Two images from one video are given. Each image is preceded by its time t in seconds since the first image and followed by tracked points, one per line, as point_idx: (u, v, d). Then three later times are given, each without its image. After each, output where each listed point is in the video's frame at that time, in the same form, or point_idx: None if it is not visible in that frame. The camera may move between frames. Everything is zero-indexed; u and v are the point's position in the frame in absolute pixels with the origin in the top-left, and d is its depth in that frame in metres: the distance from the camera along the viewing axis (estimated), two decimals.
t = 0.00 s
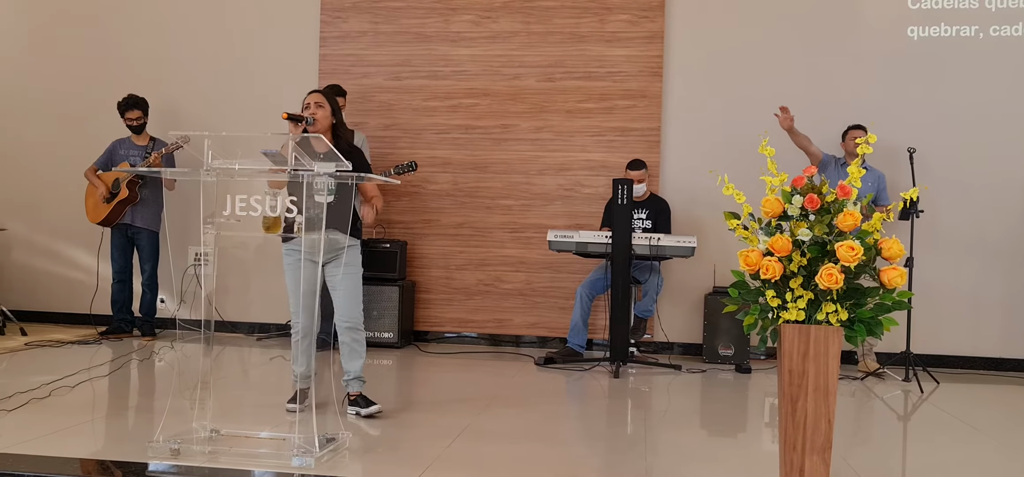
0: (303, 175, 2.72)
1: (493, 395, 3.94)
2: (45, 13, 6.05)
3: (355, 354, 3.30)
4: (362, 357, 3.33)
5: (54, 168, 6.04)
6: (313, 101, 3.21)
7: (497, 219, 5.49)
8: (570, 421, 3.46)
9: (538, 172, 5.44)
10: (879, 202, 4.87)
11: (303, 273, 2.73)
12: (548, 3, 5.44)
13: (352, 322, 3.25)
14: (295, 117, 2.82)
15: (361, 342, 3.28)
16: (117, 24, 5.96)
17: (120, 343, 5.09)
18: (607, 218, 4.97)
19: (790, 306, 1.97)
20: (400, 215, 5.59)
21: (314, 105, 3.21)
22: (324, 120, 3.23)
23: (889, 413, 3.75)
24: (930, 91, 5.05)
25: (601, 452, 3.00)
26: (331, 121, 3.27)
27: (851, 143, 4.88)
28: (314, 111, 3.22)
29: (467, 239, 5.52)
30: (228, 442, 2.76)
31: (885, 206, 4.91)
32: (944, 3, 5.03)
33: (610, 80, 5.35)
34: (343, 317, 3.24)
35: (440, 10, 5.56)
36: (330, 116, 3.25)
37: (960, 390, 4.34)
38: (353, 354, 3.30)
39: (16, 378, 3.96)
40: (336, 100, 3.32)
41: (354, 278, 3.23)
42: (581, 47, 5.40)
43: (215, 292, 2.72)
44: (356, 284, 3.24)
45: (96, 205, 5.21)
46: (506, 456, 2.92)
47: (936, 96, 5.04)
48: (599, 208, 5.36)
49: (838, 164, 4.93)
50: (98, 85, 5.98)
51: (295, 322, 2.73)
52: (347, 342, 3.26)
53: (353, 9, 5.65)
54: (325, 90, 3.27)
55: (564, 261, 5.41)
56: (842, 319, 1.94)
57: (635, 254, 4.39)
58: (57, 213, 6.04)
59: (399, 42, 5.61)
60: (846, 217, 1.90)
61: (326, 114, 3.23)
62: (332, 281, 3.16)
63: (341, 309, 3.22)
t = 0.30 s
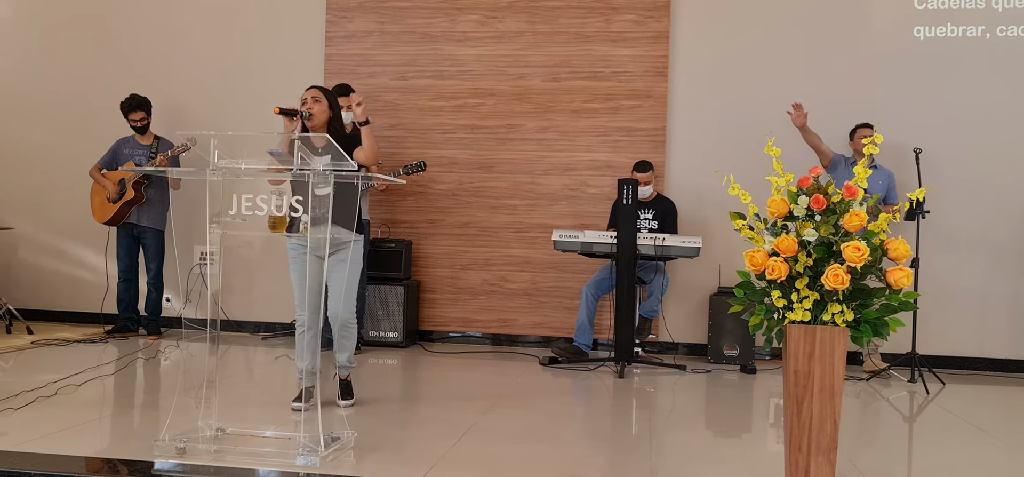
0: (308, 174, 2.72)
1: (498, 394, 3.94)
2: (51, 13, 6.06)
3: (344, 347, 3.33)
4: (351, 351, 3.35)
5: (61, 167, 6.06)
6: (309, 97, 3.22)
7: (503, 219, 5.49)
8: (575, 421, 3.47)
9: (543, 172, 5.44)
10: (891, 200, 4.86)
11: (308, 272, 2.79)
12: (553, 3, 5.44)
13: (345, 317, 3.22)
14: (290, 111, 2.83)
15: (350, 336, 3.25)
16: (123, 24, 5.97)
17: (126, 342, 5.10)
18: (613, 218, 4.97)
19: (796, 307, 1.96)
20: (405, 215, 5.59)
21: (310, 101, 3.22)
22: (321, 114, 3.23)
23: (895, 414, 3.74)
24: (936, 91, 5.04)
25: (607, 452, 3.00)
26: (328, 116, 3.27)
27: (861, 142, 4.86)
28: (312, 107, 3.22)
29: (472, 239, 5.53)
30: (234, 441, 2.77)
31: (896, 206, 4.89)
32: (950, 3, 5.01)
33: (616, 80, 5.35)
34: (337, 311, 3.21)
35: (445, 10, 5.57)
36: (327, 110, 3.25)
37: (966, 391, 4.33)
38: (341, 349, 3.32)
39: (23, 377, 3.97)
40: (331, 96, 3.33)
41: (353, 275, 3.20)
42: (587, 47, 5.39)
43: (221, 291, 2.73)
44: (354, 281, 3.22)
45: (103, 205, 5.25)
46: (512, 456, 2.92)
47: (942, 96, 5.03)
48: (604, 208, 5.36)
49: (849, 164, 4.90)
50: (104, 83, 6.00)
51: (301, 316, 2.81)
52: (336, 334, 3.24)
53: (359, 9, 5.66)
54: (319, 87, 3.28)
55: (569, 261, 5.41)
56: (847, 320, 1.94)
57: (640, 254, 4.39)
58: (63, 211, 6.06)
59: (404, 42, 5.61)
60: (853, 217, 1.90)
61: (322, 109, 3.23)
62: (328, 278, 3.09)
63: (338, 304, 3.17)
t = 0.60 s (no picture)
0: (310, 171, 2.74)
1: (501, 392, 3.93)
2: (55, 11, 6.08)
3: (348, 348, 3.40)
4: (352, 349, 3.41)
5: (65, 165, 6.07)
6: (315, 95, 3.25)
7: (506, 217, 5.49)
8: (578, 419, 3.46)
9: (546, 170, 5.44)
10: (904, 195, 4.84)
11: (311, 270, 2.81)
12: (557, 1, 5.44)
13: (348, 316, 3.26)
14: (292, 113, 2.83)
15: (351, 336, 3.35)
16: (127, 23, 5.98)
17: (130, 340, 5.10)
18: (616, 216, 4.97)
19: (799, 305, 1.97)
20: (409, 213, 5.59)
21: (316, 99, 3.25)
22: (325, 113, 3.24)
23: (899, 413, 3.73)
24: (940, 88, 5.03)
25: (610, 450, 2.99)
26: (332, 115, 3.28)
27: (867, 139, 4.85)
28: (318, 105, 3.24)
29: (475, 237, 5.53)
30: (238, 439, 2.78)
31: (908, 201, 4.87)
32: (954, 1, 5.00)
33: (619, 78, 5.35)
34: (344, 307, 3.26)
35: (448, 9, 5.57)
36: (332, 109, 3.26)
37: (970, 390, 4.32)
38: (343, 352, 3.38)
39: (28, 374, 3.98)
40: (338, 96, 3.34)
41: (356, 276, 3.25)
42: (590, 45, 5.39)
43: (224, 289, 2.74)
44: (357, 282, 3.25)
45: (105, 203, 5.25)
46: (515, 454, 2.92)
47: (946, 95, 5.02)
48: (607, 206, 5.36)
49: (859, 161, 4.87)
50: (108, 82, 6.01)
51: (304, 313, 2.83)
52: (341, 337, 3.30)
53: (362, 8, 5.66)
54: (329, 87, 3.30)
55: (573, 259, 5.41)
56: (851, 318, 1.94)
57: (644, 253, 4.39)
58: (67, 210, 6.07)
59: (407, 41, 5.62)
60: (857, 215, 1.89)
61: (326, 108, 3.24)
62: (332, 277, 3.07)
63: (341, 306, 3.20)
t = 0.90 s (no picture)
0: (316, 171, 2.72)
1: (505, 392, 3.94)
2: (59, 11, 6.08)
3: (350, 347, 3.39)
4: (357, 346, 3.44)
5: (68, 166, 6.08)
6: (315, 102, 3.25)
7: (510, 217, 5.50)
8: (582, 419, 3.47)
9: (550, 170, 5.44)
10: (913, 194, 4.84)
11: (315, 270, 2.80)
12: (561, 1, 5.44)
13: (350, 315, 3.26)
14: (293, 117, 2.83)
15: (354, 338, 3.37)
16: (130, 23, 5.99)
17: (135, 340, 5.11)
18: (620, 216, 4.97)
19: (803, 305, 1.97)
20: (413, 213, 5.60)
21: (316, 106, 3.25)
22: (325, 120, 3.25)
23: (904, 413, 3.73)
24: (943, 88, 5.03)
25: (614, 451, 2.99)
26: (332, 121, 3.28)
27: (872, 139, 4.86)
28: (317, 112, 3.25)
29: (479, 237, 5.53)
30: (242, 439, 2.78)
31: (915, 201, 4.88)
32: None
33: (623, 78, 5.35)
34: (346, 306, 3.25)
35: (452, 9, 5.57)
36: (332, 116, 3.26)
37: (975, 389, 4.32)
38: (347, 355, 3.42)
39: (32, 375, 3.99)
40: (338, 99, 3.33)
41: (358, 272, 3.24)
42: (594, 45, 5.39)
43: (228, 289, 2.73)
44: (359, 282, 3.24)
45: (109, 202, 5.25)
46: (520, 454, 2.92)
47: (950, 95, 5.02)
48: (611, 206, 5.36)
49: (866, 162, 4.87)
50: (112, 82, 6.02)
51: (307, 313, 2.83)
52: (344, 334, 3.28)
53: (366, 8, 5.67)
54: (328, 93, 3.28)
55: (577, 259, 5.41)
56: (855, 318, 1.94)
57: (648, 252, 4.39)
58: (71, 210, 6.08)
59: (411, 41, 5.62)
60: (861, 215, 1.90)
61: (326, 115, 3.24)
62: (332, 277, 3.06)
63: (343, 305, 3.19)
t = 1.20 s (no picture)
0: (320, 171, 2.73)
1: (510, 392, 3.94)
2: (64, 11, 6.09)
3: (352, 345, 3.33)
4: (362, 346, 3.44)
5: (74, 166, 6.08)
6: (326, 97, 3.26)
7: (514, 217, 5.50)
8: (587, 419, 3.47)
9: (555, 170, 5.44)
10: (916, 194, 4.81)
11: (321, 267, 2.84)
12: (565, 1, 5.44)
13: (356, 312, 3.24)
14: (301, 107, 2.83)
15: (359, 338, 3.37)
16: (135, 23, 6.00)
17: (139, 339, 5.12)
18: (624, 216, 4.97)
19: (808, 305, 1.97)
20: (417, 213, 5.60)
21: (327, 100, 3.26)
22: (336, 115, 3.26)
23: (909, 413, 3.72)
24: (948, 87, 5.02)
25: (619, 450, 2.99)
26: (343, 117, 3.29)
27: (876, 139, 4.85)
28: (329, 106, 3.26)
29: (483, 237, 5.53)
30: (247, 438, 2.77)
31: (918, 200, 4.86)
32: None
33: (627, 77, 5.34)
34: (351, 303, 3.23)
35: (456, 8, 5.57)
36: (343, 110, 3.28)
37: (981, 390, 4.31)
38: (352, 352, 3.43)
39: (37, 374, 3.99)
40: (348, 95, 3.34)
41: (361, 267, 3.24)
42: (598, 45, 5.39)
43: (233, 289, 2.73)
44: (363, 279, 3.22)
45: (115, 203, 5.27)
46: (525, 453, 2.92)
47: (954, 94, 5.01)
48: (615, 206, 5.36)
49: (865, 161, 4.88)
50: (116, 82, 6.02)
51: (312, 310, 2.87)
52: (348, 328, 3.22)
53: (370, 8, 5.67)
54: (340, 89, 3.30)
55: (581, 259, 5.41)
56: (860, 318, 1.94)
57: (652, 252, 4.39)
58: (75, 209, 6.08)
59: (416, 40, 5.62)
60: (866, 214, 1.89)
61: (337, 109, 3.26)
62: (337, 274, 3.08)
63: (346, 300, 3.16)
